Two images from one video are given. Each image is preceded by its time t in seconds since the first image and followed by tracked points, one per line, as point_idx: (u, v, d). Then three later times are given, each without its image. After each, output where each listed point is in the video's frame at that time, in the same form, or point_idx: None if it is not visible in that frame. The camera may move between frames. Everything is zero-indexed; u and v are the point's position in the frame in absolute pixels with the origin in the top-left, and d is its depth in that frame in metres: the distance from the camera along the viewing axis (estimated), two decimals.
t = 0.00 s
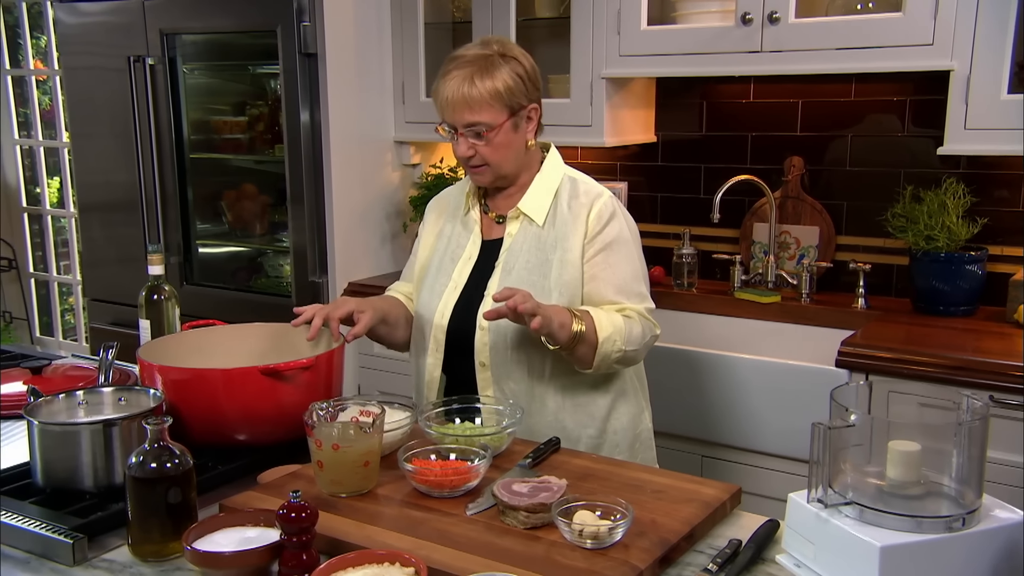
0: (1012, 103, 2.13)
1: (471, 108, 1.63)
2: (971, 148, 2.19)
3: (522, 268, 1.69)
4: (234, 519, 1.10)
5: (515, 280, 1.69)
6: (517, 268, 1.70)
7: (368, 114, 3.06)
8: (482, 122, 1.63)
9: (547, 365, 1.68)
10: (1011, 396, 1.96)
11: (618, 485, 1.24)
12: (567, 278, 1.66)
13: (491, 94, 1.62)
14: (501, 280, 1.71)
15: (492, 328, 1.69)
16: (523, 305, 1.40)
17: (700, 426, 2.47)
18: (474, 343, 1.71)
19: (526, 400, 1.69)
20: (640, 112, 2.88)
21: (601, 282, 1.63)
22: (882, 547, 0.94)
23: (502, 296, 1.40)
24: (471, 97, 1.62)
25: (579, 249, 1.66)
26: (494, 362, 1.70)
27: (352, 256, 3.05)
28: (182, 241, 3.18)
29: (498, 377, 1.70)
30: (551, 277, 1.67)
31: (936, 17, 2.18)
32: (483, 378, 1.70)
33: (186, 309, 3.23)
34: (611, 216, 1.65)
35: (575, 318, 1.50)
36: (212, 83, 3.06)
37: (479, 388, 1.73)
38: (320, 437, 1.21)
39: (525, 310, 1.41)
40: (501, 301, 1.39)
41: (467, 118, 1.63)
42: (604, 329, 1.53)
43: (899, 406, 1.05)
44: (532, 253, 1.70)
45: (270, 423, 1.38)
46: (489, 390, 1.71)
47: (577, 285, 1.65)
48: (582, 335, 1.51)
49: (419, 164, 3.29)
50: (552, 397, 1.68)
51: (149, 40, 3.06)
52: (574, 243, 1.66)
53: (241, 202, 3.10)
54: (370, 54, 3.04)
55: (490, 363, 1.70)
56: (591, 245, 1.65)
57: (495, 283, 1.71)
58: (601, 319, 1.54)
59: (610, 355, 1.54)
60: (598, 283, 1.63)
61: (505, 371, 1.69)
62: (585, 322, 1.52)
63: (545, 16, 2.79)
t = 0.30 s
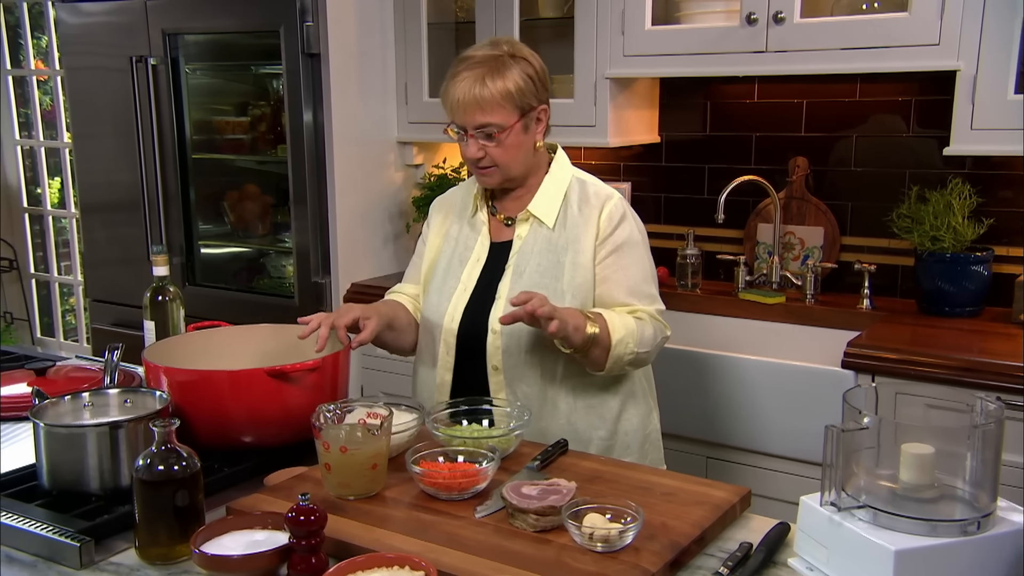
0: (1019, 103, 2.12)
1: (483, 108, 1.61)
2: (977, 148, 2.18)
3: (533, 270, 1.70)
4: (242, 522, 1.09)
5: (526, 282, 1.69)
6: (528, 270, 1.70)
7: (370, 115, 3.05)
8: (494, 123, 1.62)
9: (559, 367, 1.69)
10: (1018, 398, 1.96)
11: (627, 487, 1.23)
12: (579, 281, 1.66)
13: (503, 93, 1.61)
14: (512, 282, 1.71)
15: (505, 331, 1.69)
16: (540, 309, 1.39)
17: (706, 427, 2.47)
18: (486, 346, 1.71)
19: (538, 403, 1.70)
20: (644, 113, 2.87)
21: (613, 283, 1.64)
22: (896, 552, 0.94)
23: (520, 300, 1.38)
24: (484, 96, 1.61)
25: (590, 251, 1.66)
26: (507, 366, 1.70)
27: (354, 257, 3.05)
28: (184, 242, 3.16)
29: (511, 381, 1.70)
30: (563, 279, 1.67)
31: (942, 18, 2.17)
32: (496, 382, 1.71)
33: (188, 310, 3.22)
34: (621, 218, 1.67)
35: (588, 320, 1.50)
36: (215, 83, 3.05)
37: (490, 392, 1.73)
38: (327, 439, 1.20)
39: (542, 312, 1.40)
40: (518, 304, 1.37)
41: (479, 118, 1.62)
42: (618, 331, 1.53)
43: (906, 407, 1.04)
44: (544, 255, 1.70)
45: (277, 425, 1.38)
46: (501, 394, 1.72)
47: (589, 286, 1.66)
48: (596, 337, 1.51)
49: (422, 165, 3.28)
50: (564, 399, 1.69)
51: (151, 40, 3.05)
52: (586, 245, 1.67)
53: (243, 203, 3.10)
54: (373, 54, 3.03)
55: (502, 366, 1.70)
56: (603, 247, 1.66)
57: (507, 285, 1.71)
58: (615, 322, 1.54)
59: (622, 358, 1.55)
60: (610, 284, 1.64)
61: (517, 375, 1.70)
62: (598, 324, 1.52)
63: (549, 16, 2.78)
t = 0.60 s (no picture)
0: None
1: (524, 83, 1.63)
2: (983, 149, 2.17)
3: (544, 273, 1.69)
4: (250, 525, 1.08)
5: (539, 286, 1.68)
6: (539, 273, 1.69)
7: (373, 115, 3.04)
8: (533, 98, 1.64)
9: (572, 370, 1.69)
10: None
11: (637, 490, 1.23)
12: (591, 283, 1.66)
13: (540, 69, 1.64)
14: (523, 286, 1.70)
15: (517, 336, 1.68)
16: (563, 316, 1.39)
17: (711, 428, 2.46)
18: (498, 350, 1.71)
19: (552, 408, 1.69)
20: (647, 113, 2.86)
21: (626, 285, 1.64)
22: (913, 556, 0.93)
23: (545, 306, 1.38)
24: (523, 71, 1.63)
25: (602, 254, 1.66)
26: (520, 370, 1.69)
27: (357, 259, 3.03)
28: (186, 243, 3.16)
29: (524, 385, 1.70)
30: (576, 281, 1.67)
31: (948, 18, 2.17)
32: (509, 386, 1.70)
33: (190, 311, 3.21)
34: (631, 219, 1.67)
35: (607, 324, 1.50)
36: (217, 83, 3.04)
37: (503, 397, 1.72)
38: (334, 442, 1.20)
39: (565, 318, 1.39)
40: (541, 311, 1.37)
41: (521, 91, 1.63)
42: (634, 333, 1.54)
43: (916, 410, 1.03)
44: (555, 257, 1.69)
45: (282, 427, 1.37)
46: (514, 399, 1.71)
47: (601, 289, 1.66)
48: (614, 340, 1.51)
49: (424, 165, 3.27)
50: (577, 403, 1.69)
51: (153, 39, 3.04)
52: (597, 248, 1.66)
53: (245, 203, 3.09)
54: (375, 54, 3.02)
55: (515, 371, 1.70)
56: (613, 249, 1.66)
57: (517, 287, 1.70)
58: (630, 324, 1.55)
59: (639, 360, 1.55)
60: (622, 286, 1.64)
61: (530, 379, 1.69)
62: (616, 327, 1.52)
63: (552, 16, 2.77)
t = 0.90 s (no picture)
0: None
1: (535, 72, 1.63)
2: (988, 149, 2.16)
3: (546, 272, 1.68)
4: (257, 529, 1.07)
5: (541, 285, 1.67)
6: (541, 272, 1.68)
7: (374, 114, 3.03)
8: (543, 88, 1.64)
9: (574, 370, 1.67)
10: None
11: (645, 493, 1.22)
12: (595, 283, 1.65)
13: (553, 61, 1.65)
14: (524, 285, 1.69)
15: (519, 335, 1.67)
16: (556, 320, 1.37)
17: (714, 429, 2.45)
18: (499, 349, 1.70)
19: (554, 407, 1.68)
20: (649, 113, 2.85)
21: (628, 285, 1.63)
22: (927, 560, 0.92)
23: (538, 311, 1.37)
24: (536, 60, 1.64)
25: (605, 253, 1.65)
26: (522, 369, 1.68)
27: (358, 260, 3.02)
28: (185, 243, 3.15)
29: (526, 384, 1.68)
30: (579, 281, 1.66)
31: (953, 18, 2.16)
32: (511, 386, 1.69)
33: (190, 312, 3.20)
34: (634, 219, 1.66)
35: (607, 324, 1.50)
36: (216, 84, 3.04)
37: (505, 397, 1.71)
38: (341, 445, 1.19)
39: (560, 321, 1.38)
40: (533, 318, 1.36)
41: (531, 80, 1.63)
42: (635, 333, 1.53)
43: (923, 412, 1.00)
44: (557, 257, 1.68)
45: (287, 429, 1.36)
46: (516, 399, 1.70)
47: (603, 288, 1.65)
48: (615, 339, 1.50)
49: (424, 166, 3.26)
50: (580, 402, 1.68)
51: (153, 40, 3.03)
52: (599, 247, 1.66)
53: (244, 204, 3.08)
54: (376, 55, 3.01)
55: (517, 370, 1.68)
56: (616, 249, 1.65)
57: (519, 286, 1.69)
58: (631, 324, 1.54)
59: (640, 360, 1.54)
60: (624, 287, 1.63)
61: (532, 379, 1.68)
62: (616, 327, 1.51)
63: (554, 17, 2.76)
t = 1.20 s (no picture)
0: None
1: (537, 72, 1.63)
2: (992, 149, 2.16)
3: (550, 272, 1.67)
4: (264, 532, 1.06)
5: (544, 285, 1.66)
6: (545, 272, 1.67)
7: (375, 114, 3.01)
8: (546, 87, 1.64)
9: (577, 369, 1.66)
10: None
11: (654, 496, 1.21)
12: (598, 282, 1.64)
13: (556, 61, 1.65)
14: (528, 284, 1.68)
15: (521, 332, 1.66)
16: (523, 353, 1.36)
17: (718, 430, 2.44)
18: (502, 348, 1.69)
19: (554, 406, 1.67)
20: (651, 114, 2.85)
21: (631, 285, 1.62)
22: (943, 565, 0.92)
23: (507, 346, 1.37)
24: (538, 59, 1.63)
25: (608, 253, 1.64)
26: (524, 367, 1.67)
27: (359, 260, 3.01)
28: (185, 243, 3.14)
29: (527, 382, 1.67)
30: (582, 280, 1.65)
31: (957, 17, 2.16)
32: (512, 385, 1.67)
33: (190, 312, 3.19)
34: (638, 220, 1.64)
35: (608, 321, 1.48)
36: (216, 84, 3.03)
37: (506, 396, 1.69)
38: (348, 448, 1.18)
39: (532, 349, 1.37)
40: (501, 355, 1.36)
41: (534, 79, 1.63)
42: (638, 332, 1.52)
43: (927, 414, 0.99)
44: (560, 257, 1.67)
45: (292, 432, 1.35)
46: (517, 398, 1.68)
47: (607, 288, 1.64)
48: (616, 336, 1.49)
49: (425, 166, 3.25)
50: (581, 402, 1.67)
51: (152, 39, 3.02)
52: (603, 247, 1.64)
53: (243, 204, 3.07)
54: (377, 54, 3.00)
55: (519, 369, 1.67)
56: (620, 249, 1.64)
57: (523, 286, 1.68)
58: (636, 322, 1.53)
59: (643, 359, 1.53)
60: (628, 286, 1.62)
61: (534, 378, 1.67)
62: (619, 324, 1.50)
63: (555, 16, 2.75)
